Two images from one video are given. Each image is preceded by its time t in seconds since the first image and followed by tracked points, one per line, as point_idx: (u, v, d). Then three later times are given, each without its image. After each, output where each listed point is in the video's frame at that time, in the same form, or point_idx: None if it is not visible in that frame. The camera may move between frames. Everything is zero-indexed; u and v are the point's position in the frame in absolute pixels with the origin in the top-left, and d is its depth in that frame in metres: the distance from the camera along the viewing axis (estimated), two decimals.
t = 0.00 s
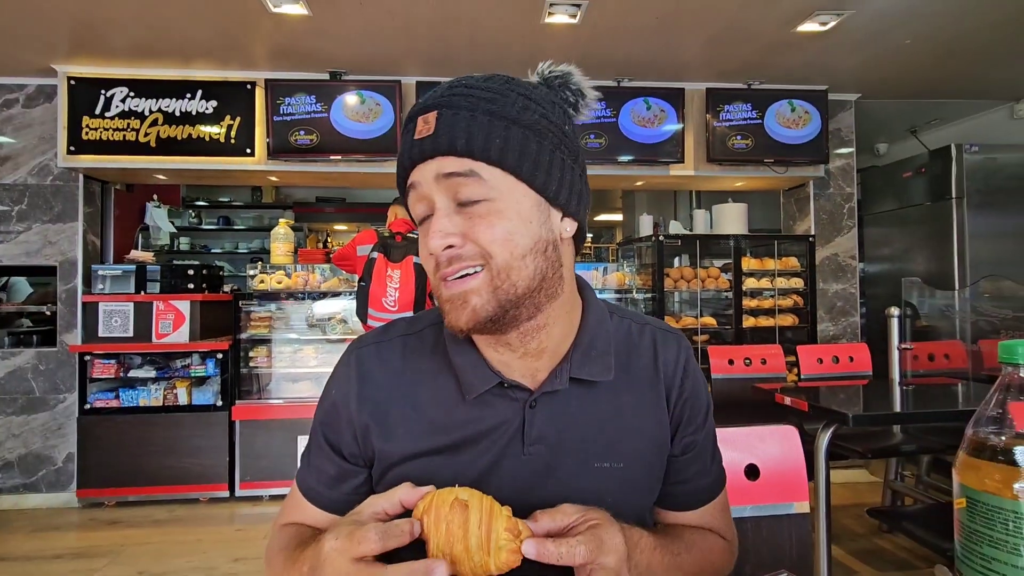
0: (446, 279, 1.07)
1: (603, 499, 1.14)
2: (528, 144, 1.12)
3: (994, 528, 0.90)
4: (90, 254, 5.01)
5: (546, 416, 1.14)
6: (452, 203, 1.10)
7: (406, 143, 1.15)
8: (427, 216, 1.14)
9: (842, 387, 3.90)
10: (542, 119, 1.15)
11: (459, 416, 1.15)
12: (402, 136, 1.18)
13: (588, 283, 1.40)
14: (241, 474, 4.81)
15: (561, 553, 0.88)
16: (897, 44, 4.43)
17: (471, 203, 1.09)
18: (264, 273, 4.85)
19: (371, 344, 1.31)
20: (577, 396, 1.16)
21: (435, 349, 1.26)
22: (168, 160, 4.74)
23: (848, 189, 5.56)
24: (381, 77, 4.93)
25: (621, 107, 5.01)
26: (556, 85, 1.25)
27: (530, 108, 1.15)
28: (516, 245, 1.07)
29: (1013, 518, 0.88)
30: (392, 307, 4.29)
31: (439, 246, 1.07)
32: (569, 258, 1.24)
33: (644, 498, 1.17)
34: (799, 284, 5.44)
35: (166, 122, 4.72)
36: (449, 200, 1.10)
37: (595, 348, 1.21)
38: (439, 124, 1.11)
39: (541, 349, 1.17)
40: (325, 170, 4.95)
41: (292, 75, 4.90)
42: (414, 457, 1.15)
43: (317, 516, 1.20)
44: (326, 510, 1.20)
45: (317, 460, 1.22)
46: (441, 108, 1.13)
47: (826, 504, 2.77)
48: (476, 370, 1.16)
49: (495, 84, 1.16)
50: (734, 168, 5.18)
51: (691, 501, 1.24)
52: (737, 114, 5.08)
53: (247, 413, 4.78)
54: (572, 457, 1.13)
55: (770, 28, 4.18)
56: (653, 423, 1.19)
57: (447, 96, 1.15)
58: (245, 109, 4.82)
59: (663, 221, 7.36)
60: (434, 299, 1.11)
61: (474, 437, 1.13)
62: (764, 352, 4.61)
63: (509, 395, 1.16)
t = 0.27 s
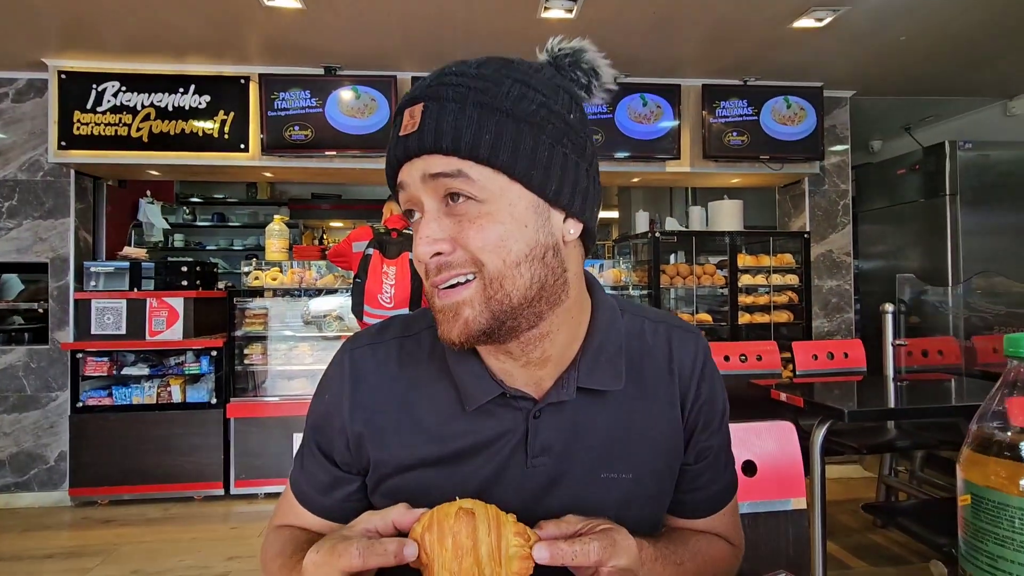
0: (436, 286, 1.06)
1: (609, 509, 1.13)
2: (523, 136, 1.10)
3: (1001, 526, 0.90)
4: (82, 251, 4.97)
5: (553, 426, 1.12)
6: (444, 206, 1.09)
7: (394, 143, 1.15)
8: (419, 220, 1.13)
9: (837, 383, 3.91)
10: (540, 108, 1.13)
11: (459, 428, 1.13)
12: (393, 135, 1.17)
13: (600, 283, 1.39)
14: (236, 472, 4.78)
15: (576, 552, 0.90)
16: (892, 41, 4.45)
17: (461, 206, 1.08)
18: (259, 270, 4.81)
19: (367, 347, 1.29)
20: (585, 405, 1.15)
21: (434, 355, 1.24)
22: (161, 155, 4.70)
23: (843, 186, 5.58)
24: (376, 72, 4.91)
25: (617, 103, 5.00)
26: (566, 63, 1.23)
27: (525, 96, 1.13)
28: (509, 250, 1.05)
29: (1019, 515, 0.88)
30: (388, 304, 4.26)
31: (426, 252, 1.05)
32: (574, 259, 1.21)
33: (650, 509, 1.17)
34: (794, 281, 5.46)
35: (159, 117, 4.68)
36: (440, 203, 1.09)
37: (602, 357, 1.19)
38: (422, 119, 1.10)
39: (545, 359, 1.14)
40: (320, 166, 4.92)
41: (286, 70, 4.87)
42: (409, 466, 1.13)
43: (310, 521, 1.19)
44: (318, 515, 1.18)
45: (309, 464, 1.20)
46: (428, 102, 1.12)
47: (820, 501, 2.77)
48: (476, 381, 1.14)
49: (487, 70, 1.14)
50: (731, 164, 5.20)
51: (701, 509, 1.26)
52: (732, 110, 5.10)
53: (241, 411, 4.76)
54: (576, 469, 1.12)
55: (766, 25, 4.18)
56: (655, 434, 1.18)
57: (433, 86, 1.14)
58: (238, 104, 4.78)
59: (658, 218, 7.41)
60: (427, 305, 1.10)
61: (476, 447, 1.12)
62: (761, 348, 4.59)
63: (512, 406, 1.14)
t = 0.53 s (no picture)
0: (435, 282, 1.01)
1: (610, 515, 1.09)
2: (530, 119, 1.05)
3: (1011, 520, 0.79)
4: (70, 247, 4.88)
5: (553, 430, 1.08)
6: (443, 197, 1.03)
7: (387, 119, 1.09)
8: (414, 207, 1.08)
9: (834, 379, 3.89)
10: (548, 88, 1.07)
11: (454, 432, 1.08)
12: (387, 115, 1.10)
13: (602, 275, 1.34)
14: (228, 471, 4.73)
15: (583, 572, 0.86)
16: (890, 36, 4.41)
17: (462, 196, 1.02)
18: (252, 267, 4.75)
19: (354, 346, 1.24)
20: (587, 407, 1.11)
21: (426, 355, 1.19)
22: (150, 150, 4.62)
23: (840, 182, 5.56)
24: (370, 66, 4.84)
25: (613, 98, 4.96)
26: (574, 37, 1.19)
27: (534, 74, 1.07)
28: (516, 245, 1.00)
29: None
30: (382, 300, 4.20)
31: (424, 246, 1.00)
32: (577, 250, 1.16)
33: (653, 513, 1.13)
34: (790, 277, 5.48)
35: (148, 111, 4.60)
36: (439, 194, 1.03)
37: (605, 356, 1.15)
38: (420, 97, 1.03)
39: (547, 359, 1.09)
40: (313, 161, 4.86)
41: (278, 63, 4.80)
42: (402, 472, 1.09)
43: (293, 530, 1.13)
44: (301, 524, 1.13)
45: (291, 471, 1.15)
46: (426, 78, 1.06)
47: (818, 499, 2.74)
48: (471, 383, 1.09)
49: (492, 41, 1.07)
50: (728, 160, 5.17)
51: (706, 510, 1.23)
52: (730, 106, 5.07)
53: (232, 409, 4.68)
54: (578, 475, 1.08)
55: (764, 19, 4.13)
56: (658, 437, 1.14)
57: (432, 56, 1.07)
58: (230, 98, 4.71)
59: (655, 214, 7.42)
60: (425, 301, 1.05)
61: (471, 452, 1.07)
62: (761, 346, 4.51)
63: (511, 409, 1.09)
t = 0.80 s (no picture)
0: (432, 284, 1.00)
1: (606, 515, 1.10)
2: (532, 116, 1.05)
3: (1005, 517, 0.79)
4: (64, 246, 4.85)
5: (550, 431, 1.07)
6: (441, 197, 1.02)
7: (384, 114, 1.07)
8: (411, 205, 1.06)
9: (829, 376, 3.91)
10: (550, 85, 1.07)
11: (449, 434, 1.08)
12: (384, 110, 1.08)
13: (598, 273, 1.34)
14: (223, 470, 4.71)
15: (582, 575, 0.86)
16: (885, 34, 4.42)
17: (462, 195, 1.01)
18: (247, 265, 4.72)
19: (346, 346, 1.22)
20: (585, 407, 1.10)
21: (420, 355, 1.18)
22: (144, 148, 4.59)
23: (835, 180, 5.57)
24: (365, 63, 4.82)
25: (609, 96, 4.96)
26: (574, 29, 1.17)
27: (536, 69, 1.06)
28: (516, 248, 0.99)
29: None
30: (379, 299, 4.17)
31: (422, 247, 0.98)
32: (576, 250, 1.16)
33: (648, 513, 1.14)
34: (785, 275, 5.49)
35: (142, 108, 4.57)
36: (437, 194, 1.02)
37: (602, 355, 1.15)
38: (420, 93, 1.02)
39: (543, 358, 1.09)
40: (308, 159, 4.84)
41: (273, 60, 4.77)
42: (396, 475, 1.09)
43: (284, 534, 1.13)
44: (293, 528, 1.13)
45: (281, 475, 1.13)
46: (425, 72, 1.04)
47: (813, 498, 2.75)
48: (467, 386, 1.08)
49: (493, 35, 1.06)
50: (724, 158, 5.18)
51: (702, 509, 1.23)
52: (725, 103, 5.09)
53: (227, 408, 4.66)
54: (576, 476, 1.08)
55: (760, 16, 4.14)
56: (655, 436, 1.14)
57: (432, 49, 1.06)
58: (224, 96, 4.68)
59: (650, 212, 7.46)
60: (421, 301, 1.03)
61: (466, 454, 1.07)
62: (756, 343, 4.52)
63: (507, 410, 1.08)
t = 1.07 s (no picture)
0: (432, 277, 0.99)
1: (601, 511, 1.09)
2: (535, 115, 1.05)
3: (999, 517, 0.79)
4: (59, 244, 4.83)
5: (544, 426, 1.08)
6: (442, 189, 1.00)
7: (386, 102, 1.05)
8: (409, 197, 1.05)
9: (825, 374, 3.92)
10: (551, 84, 1.07)
11: (443, 429, 1.08)
12: (386, 99, 1.05)
13: (589, 270, 1.35)
14: (220, 469, 4.71)
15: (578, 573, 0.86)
16: (882, 32, 4.42)
17: (463, 190, 1.00)
18: (243, 263, 4.69)
19: (340, 346, 1.22)
20: (578, 400, 1.11)
21: (413, 351, 1.18)
22: (140, 145, 4.56)
23: (832, 178, 5.59)
24: (362, 60, 4.81)
25: (607, 94, 4.97)
26: (570, 29, 1.17)
27: (539, 68, 1.07)
28: (514, 244, 0.99)
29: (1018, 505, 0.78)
30: (376, 297, 4.18)
31: (423, 239, 0.98)
32: (570, 246, 1.17)
33: (644, 509, 1.14)
34: (782, 273, 5.51)
35: (138, 105, 4.54)
36: (438, 186, 1.01)
37: (594, 348, 1.15)
38: (425, 84, 1.00)
39: (535, 351, 1.10)
40: (305, 157, 4.83)
41: (269, 57, 4.76)
42: (390, 471, 1.08)
43: (280, 535, 1.12)
44: (289, 529, 1.12)
45: (276, 476, 1.13)
46: (430, 64, 1.03)
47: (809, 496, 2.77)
48: (461, 381, 1.09)
49: (496, 31, 1.06)
50: (722, 155, 5.19)
51: (697, 504, 1.23)
52: (723, 101, 5.10)
53: (225, 407, 4.66)
54: (570, 469, 1.08)
55: (757, 15, 4.14)
56: (649, 430, 1.15)
57: (438, 41, 1.04)
58: (221, 93, 4.67)
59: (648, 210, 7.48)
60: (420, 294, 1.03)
61: (460, 449, 1.07)
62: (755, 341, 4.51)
63: (500, 404, 1.09)
